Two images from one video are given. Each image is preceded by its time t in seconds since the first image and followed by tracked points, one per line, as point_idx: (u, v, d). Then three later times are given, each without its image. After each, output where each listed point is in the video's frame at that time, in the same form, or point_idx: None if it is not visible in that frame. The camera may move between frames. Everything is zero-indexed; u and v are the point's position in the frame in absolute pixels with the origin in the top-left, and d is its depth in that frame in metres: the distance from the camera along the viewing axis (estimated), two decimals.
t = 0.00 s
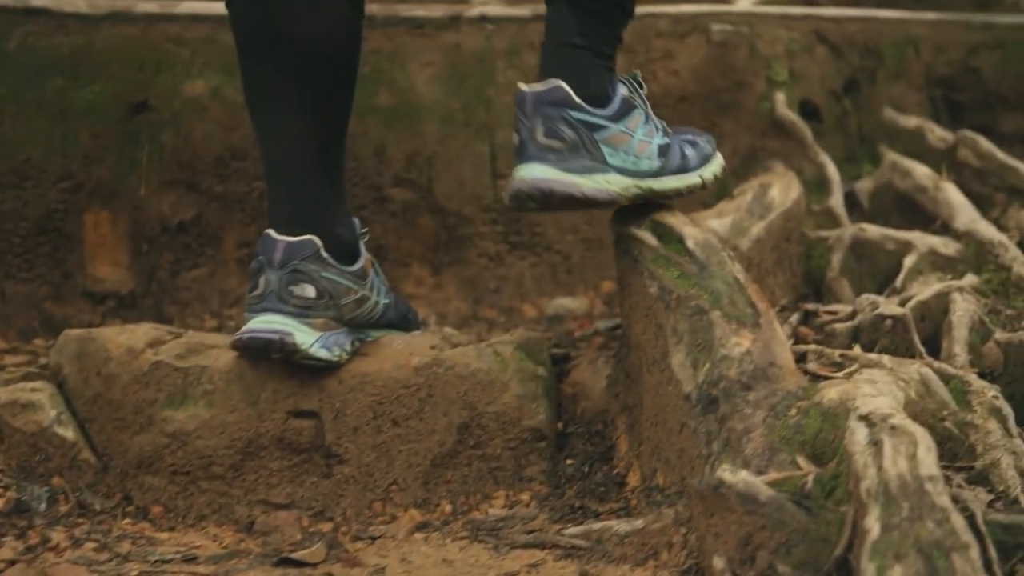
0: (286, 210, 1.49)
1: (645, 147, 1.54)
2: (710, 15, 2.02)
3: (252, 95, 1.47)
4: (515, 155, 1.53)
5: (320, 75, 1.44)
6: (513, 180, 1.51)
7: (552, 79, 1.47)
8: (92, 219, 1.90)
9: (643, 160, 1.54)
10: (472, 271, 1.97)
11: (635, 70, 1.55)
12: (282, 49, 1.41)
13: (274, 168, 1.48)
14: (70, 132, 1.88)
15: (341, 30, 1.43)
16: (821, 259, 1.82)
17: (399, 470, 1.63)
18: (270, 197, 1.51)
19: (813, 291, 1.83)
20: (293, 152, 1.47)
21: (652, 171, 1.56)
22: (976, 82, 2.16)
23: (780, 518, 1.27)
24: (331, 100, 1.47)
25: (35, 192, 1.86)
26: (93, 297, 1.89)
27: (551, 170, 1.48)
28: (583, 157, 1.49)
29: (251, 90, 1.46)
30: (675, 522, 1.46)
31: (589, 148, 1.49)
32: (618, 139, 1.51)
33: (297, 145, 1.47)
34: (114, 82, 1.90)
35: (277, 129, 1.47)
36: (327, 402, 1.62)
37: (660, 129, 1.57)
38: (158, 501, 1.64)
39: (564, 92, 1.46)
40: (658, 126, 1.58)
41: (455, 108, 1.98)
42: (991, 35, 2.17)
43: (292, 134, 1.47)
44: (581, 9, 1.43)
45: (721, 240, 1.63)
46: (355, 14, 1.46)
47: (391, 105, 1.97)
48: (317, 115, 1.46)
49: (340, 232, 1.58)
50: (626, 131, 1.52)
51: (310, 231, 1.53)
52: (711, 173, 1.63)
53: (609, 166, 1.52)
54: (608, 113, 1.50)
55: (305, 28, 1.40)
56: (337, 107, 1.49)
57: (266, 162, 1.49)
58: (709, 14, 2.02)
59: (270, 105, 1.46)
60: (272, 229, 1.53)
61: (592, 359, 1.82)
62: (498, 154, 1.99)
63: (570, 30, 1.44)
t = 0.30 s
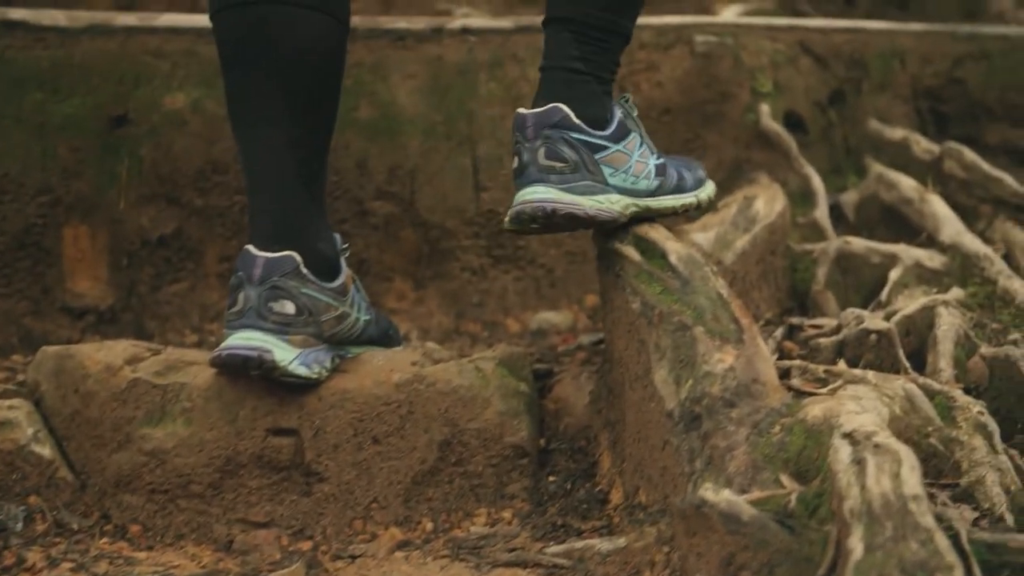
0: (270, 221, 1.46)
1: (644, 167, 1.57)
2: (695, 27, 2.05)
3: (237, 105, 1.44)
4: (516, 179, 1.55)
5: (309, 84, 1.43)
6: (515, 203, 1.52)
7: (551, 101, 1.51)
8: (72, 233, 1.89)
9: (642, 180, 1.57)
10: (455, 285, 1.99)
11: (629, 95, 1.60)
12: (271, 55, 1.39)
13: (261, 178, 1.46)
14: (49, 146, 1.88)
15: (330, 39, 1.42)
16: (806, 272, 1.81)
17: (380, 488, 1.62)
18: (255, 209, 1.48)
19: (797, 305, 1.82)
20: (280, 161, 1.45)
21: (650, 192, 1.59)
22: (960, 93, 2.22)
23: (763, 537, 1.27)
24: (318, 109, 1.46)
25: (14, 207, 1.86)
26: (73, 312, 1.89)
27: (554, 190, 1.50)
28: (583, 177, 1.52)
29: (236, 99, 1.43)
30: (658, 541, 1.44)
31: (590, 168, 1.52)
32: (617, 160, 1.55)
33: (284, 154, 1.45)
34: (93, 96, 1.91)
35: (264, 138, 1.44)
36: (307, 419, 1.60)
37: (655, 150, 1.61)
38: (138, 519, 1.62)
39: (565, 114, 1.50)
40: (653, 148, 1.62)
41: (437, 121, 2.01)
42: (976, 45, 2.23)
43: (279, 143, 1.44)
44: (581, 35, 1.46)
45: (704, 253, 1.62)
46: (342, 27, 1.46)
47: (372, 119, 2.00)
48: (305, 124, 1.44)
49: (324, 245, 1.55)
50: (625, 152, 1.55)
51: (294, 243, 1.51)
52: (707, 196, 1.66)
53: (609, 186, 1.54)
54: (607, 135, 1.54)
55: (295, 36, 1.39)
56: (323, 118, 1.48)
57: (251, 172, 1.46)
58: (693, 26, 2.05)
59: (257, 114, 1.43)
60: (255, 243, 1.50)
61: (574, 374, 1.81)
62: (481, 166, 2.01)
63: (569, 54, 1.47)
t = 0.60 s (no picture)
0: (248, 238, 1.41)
1: (625, 183, 1.54)
2: (678, 41, 2.13)
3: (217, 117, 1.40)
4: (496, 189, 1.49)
5: (293, 100, 1.39)
6: (495, 211, 1.45)
7: (533, 111, 1.46)
8: (49, 250, 1.89)
9: (623, 195, 1.53)
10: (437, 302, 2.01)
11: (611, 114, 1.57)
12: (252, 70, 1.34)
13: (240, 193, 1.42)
14: (26, 162, 1.88)
15: (314, 55, 1.38)
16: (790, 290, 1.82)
17: (359, 508, 1.60)
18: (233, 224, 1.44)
19: (782, 322, 1.83)
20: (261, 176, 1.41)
21: (631, 208, 1.56)
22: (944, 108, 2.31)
23: (744, 562, 1.24)
24: (299, 126, 1.41)
25: None
26: (50, 330, 1.88)
27: (536, 197, 1.44)
28: (565, 187, 1.47)
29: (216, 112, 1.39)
30: (641, 563, 1.41)
31: (571, 178, 1.47)
32: (598, 172, 1.51)
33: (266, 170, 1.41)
34: (71, 112, 1.92)
35: (243, 153, 1.40)
36: (286, 439, 1.58)
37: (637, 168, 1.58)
38: (114, 540, 1.60)
39: (547, 123, 1.45)
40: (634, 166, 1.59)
41: (419, 137, 2.04)
42: (960, 60, 2.33)
43: (259, 158, 1.40)
44: (565, 49, 1.43)
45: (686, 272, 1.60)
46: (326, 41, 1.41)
47: (353, 134, 2.02)
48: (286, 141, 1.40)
49: (303, 262, 1.52)
50: (607, 166, 1.52)
51: (273, 257, 1.47)
52: (689, 219, 1.64)
53: (590, 198, 1.50)
54: (590, 146, 1.49)
55: (277, 51, 1.34)
56: (304, 134, 1.43)
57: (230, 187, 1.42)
58: (676, 41, 2.13)
59: (236, 128, 1.39)
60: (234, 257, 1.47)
61: (557, 394, 1.79)
62: (462, 182, 2.03)
63: (554, 67, 1.43)
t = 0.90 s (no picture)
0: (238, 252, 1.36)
1: (608, 208, 1.53)
2: (665, 61, 2.18)
3: (205, 130, 1.33)
4: (477, 216, 1.47)
5: (286, 114, 1.34)
6: (477, 237, 1.44)
7: (514, 136, 1.45)
8: (28, 270, 1.88)
9: (606, 220, 1.52)
10: (420, 322, 2.05)
11: (593, 140, 1.56)
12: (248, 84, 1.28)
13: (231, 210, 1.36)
14: (5, 181, 1.88)
15: (305, 71, 1.33)
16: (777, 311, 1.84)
17: (339, 534, 1.57)
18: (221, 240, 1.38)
19: (768, 343, 1.85)
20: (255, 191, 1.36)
21: (614, 233, 1.55)
22: (932, 128, 2.37)
23: None
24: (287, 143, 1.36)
25: None
26: (29, 350, 1.88)
27: (517, 222, 1.42)
28: (547, 211, 1.45)
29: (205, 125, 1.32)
30: None
31: (553, 203, 1.46)
32: (581, 197, 1.49)
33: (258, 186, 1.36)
34: (51, 131, 1.91)
35: (232, 170, 1.34)
36: (265, 463, 1.56)
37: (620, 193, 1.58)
38: (89, 567, 1.57)
39: (528, 147, 1.44)
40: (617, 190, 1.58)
41: (402, 156, 2.05)
42: (949, 79, 2.38)
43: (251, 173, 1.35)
44: (549, 75, 1.40)
45: (670, 295, 1.58)
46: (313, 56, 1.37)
47: (336, 154, 2.03)
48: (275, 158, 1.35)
49: (285, 276, 1.47)
50: (589, 191, 1.51)
51: (257, 271, 1.42)
52: (673, 245, 1.64)
53: (573, 223, 1.48)
54: (572, 170, 1.48)
55: (273, 65, 1.29)
56: (291, 152, 1.39)
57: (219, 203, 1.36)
58: (663, 60, 2.18)
59: (225, 144, 1.33)
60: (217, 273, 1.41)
61: (540, 417, 1.78)
62: (446, 203, 2.06)
63: (538, 92, 1.41)
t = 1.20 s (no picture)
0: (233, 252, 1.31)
1: (593, 229, 1.52)
2: (652, 78, 2.20)
3: (200, 128, 1.28)
4: (460, 236, 1.45)
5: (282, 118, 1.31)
6: (459, 258, 1.42)
7: (498, 156, 1.43)
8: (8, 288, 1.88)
9: (591, 242, 1.51)
10: (404, 340, 2.04)
11: (579, 160, 1.55)
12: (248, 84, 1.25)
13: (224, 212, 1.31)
14: None
15: (301, 74, 1.30)
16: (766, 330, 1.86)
17: (320, 556, 1.55)
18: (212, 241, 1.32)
19: (756, 363, 1.87)
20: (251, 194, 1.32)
21: (599, 254, 1.54)
22: (923, 146, 2.40)
23: None
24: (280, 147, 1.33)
25: None
26: (8, 369, 1.86)
27: (500, 244, 1.40)
28: (530, 233, 1.44)
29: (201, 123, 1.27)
30: None
31: (537, 225, 1.44)
32: (565, 219, 1.48)
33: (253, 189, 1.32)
34: (31, 148, 1.91)
35: (225, 171, 1.30)
36: (245, 484, 1.53)
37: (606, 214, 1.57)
38: None
39: (512, 167, 1.42)
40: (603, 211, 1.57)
41: (387, 173, 2.05)
42: (938, 97, 2.41)
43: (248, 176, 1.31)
44: (535, 97, 1.38)
45: (656, 316, 1.56)
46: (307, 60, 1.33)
47: (319, 171, 2.02)
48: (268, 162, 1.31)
49: (273, 281, 1.42)
50: (573, 213, 1.49)
51: (248, 268, 1.36)
52: (659, 267, 1.63)
53: (557, 244, 1.47)
54: (556, 192, 1.47)
55: (272, 66, 1.26)
56: (282, 156, 1.35)
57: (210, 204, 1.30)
58: (651, 77, 2.20)
59: (220, 143, 1.28)
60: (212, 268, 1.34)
61: (524, 438, 1.77)
62: (431, 220, 2.05)
63: (523, 114, 1.39)
